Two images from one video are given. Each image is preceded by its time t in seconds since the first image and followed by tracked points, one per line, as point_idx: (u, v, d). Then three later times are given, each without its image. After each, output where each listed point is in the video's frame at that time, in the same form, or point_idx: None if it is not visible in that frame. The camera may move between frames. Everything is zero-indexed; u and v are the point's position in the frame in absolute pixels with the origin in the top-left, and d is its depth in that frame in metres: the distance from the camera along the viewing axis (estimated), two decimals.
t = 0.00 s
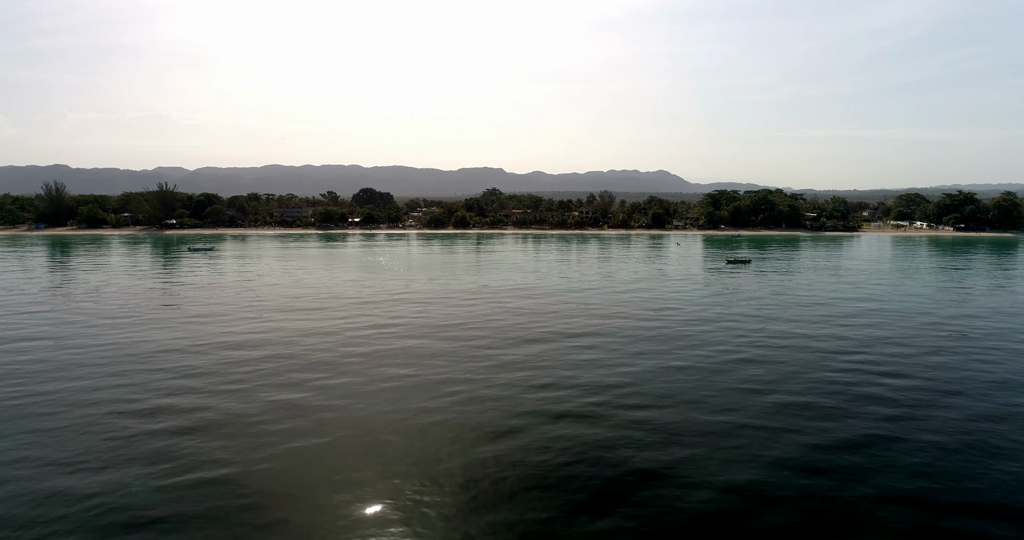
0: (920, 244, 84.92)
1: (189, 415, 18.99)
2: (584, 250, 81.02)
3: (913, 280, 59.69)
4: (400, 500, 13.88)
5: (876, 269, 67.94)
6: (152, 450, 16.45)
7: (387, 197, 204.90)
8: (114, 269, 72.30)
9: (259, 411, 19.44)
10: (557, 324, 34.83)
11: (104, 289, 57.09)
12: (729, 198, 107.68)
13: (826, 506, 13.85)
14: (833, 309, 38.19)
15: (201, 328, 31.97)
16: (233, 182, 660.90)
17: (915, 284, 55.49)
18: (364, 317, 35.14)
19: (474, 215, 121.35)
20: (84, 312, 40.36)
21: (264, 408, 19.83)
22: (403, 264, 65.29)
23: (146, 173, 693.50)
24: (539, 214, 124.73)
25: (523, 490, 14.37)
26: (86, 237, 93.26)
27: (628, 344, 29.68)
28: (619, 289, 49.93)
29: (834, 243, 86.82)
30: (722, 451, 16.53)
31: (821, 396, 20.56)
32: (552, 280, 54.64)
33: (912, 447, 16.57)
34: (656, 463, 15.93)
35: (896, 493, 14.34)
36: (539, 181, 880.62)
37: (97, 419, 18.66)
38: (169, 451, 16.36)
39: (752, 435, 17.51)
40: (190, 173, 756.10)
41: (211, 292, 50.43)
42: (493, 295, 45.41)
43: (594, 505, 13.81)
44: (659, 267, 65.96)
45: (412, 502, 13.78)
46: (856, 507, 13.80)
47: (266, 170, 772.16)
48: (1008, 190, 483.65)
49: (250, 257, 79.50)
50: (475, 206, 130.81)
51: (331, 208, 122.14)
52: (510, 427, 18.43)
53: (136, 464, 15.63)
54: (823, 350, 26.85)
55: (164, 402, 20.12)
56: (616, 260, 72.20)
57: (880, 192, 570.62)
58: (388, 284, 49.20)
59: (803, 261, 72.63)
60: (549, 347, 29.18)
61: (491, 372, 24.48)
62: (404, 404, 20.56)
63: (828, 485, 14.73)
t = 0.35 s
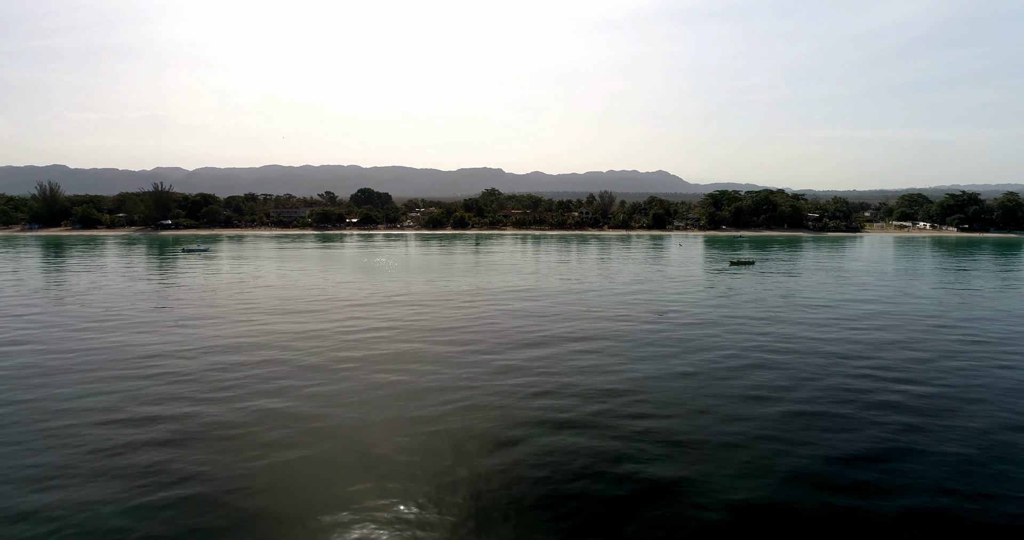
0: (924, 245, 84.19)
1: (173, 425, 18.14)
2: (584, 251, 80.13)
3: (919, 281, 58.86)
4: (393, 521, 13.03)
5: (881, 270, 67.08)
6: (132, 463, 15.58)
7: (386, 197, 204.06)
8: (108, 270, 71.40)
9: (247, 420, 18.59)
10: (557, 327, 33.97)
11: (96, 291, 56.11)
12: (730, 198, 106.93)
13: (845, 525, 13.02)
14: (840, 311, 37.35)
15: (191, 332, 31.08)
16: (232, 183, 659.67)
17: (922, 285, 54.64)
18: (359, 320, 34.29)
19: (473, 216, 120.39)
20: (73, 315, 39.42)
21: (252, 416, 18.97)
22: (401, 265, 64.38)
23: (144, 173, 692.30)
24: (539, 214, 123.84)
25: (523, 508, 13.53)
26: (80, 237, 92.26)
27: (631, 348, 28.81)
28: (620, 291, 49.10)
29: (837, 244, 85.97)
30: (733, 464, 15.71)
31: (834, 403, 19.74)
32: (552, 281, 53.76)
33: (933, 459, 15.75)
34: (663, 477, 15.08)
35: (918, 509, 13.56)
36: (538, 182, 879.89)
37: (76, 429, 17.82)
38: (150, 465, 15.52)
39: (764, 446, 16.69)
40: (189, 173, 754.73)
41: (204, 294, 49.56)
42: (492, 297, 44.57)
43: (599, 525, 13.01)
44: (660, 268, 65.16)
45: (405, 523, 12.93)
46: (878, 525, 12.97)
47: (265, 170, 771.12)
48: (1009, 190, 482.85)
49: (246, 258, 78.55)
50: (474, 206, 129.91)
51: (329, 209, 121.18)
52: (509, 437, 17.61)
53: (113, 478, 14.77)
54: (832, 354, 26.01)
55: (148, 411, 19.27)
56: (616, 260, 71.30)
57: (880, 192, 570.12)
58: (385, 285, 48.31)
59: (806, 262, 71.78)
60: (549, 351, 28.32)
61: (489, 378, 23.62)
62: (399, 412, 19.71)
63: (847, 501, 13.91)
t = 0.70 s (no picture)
0: (928, 245, 83.33)
1: (156, 435, 17.31)
2: (584, 252, 79.28)
3: (926, 282, 57.94)
4: None
5: (885, 272, 66.24)
6: (109, 479, 14.73)
7: (384, 198, 203.00)
8: (103, 271, 70.57)
9: (232, 430, 17.73)
10: (557, 330, 33.07)
11: (88, 292, 55.19)
12: (731, 198, 106.09)
13: None
14: (848, 313, 36.46)
15: (180, 335, 30.22)
16: (231, 183, 658.33)
17: (928, 286, 53.78)
18: (353, 322, 33.42)
19: (472, 216, 119.43)
20: (61, 318, 38.51)
21: (238, 425, 18.13)
22: (399, 266, 63.48)
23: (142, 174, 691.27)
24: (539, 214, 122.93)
25: (521, 530, 12.75)
26: (74, 238, 91.29)
27: (634, 352, 27.93)
28: (622, 292, 48.22)
29: (840, 245, 85.14)
30: (745, 477, 14.87)
31: (847, 412, 18.89)
32: (551, 283, 52.85)
33: (952, 472, 14.94)
34: (671, 492, 14.25)
35: (940, 528, 12.77)
36: (537, 182, 879.33)
37: (53, 440, 16.99)
38: (129, 481, 14.68)
39: (776, 458, 15.86)
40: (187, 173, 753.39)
41: (198, 295, 48.70)
42: (491, 299, 43.69)
43: None
44: (662, 269, 64.26)
45: None
46: None
47: (264, 171, 770.55)
48: (1011, 190, 482.11)
49: (242, 259, 77.62)
50: (473, 206, 128.95)
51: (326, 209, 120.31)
52: (507, 448, 16.79)
53: (88, 496, 13.96)
54: (842, 359, 25.15)
55: (129, 420, 18.43)
56: (617, 261, 70.45)
57: (880, 193, 569.35)
58: (381, 287, 47.43)
59: (809, 263, 70.93)
60: (549, 355, 27.44)
61: (487, 383, 22.76)
62: (393, 420, 18.85)
63: (863, 518, 13.14)
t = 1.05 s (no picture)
0: (932, 246, 82.51)
1: (134, 448, 16.39)
2: (584, 253, 78.35)
3: (932, 283, 56.94)
4: None
5: (890, 273, 65.40)
6: (81, 499, 13.83)
7: (381, 197, 201.75)
8: (97, 271, 69.58)
9: (215, 442, 16.79)
10: (557, 333, 32.12)
11: (79, 294, 54.12)
12: (733, 198, 105.18)
13: None
14: (856, 316, 35.50)
15: (167, 339, 29.23)
16: (229, 183, 656.66)
17: (935, 288, 52.81)
18: (347, 326, 32.47)
19: (471, 216, 118.48)
20: (49, 320, 37.51)
21: (224, 435, 17.28)
22: (397, 267, 62.64)
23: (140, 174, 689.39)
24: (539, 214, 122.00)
25: None
26: (68, 238, 90.16)
27: (637, 357, 27.00)
28: (623, 294, 47.26)
29: (843, 245, 84.29)
30: (758, 495, 13.96)
31: (863, 422, 17.97)
32: (551, 284, 52.00)
33: (976, 486, 14.15)
34: (679, 510, 13.42)
35: None
36: (536, 182, 878.29)
37: (28, 452, 16.14)
38: (102, 500, 13.79)
39: (789, 472, 15.03)
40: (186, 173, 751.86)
41: (191, 297, 47.74)
42: (489, 301, 42.71)
43: None
44: (664, 270, 63.27)
45: None
46: None
47: (262, 171, 768.76)
48: (1010, 190, 481.78)
49: (238, 260, 76.60)
50: (472, 206, 127.99)
51: (324, 209, 119.24)
52: (505, 462, 15.89)
53: (59, 517, 13.11)
54: (853, 364, 24.22)
55: (107, 432, 17.50)
56: (617, 262, 69.56)
57: (880, 193, 568.70)
58: (378, 288, 46.54)
59: (812, 264, 70.08)
60: (549, 360, 26.50)
61: (484, 390, 21.83)
62: (385, 431, 17.95)
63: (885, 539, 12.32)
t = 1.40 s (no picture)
0: (935, 247, 81.80)
1: (109, 463, 15.50)
2: (585, 254, 77.50)
3: (937, 284, 56.17)
4: None
5: (894, 274, 64.67)
6: (49, 521, 12.95)
7: (380, 197, 200.61)
8: (90, 272, 68.70)
9: (196, 456, 15.90)
10: (558, 337, 31.17)
11: (70, 296, 53.17)
12: (734, 198, 104.40)
13: None
14: (863, 319, 34.63)
15: (153, 343, 28.31)
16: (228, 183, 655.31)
17: (942, 289, 51.98)
18: (342, 329, 31.66)
19: (470, 217, 117.65)
20: (36, 323, 36.60)
21: (209, 446, 16.52)
22: (394, 269, 61.80)
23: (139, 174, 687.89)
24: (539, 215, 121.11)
25: None
26: (62, 239, 89.16)
27: (640, 362, 26.10)
28: (624, 296, 46.41)
29: (845, 246, 83.55)
30: (772, 518, 13.12)
31: (879, 434, 17.11)
32: (551, 286, 51.19)
33: (999, 503, 13.43)
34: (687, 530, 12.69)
35: None
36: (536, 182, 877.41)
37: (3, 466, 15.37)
38: (71, 523, 12.93)
39: (802, 488, 14.30)
40: (184, 173, 749.86)
41: (183, 298, 46.80)
42: (488, 303, 41.81)
43: None
44: (665, 271, 62.45)
45: None
46: None
47: (261, 171, 767.16)
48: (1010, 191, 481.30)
49: (234, 261, 75.74)
50: (471, 207, 127.14)
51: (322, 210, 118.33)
52: (503, 477, 15.04)
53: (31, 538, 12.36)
54: (865, 370, 23.36)
55: (83, 445, 16.61)
56: (618, 263, 68.78)
57: (881, 193, 568.16)
58: (375, 290, 45.71)
59: (815, 265, 69.32)
60: (549, 365, 25.66)
61: (482, 397, 21.06)
62: (377, 442, 17.14)
63: None
